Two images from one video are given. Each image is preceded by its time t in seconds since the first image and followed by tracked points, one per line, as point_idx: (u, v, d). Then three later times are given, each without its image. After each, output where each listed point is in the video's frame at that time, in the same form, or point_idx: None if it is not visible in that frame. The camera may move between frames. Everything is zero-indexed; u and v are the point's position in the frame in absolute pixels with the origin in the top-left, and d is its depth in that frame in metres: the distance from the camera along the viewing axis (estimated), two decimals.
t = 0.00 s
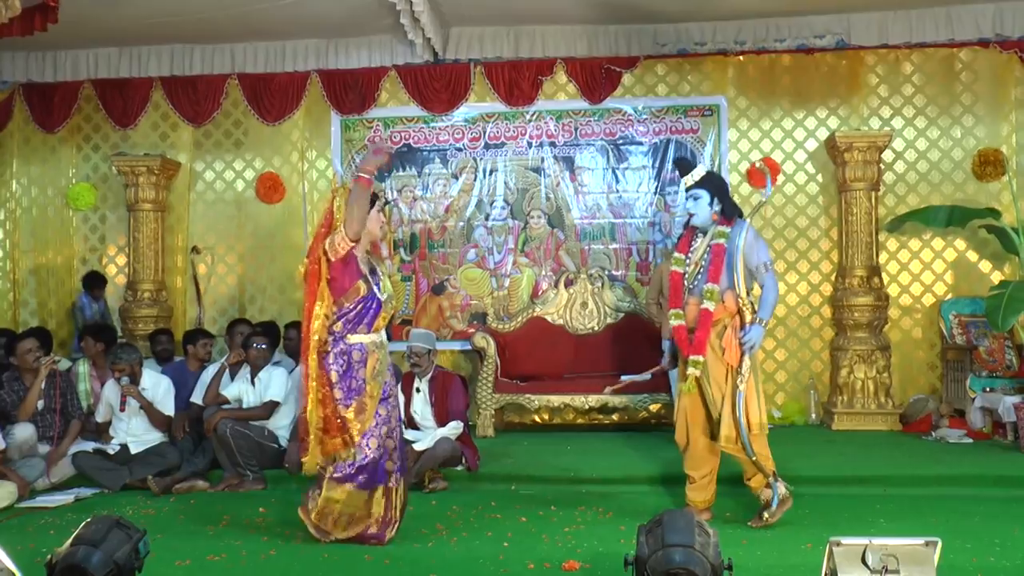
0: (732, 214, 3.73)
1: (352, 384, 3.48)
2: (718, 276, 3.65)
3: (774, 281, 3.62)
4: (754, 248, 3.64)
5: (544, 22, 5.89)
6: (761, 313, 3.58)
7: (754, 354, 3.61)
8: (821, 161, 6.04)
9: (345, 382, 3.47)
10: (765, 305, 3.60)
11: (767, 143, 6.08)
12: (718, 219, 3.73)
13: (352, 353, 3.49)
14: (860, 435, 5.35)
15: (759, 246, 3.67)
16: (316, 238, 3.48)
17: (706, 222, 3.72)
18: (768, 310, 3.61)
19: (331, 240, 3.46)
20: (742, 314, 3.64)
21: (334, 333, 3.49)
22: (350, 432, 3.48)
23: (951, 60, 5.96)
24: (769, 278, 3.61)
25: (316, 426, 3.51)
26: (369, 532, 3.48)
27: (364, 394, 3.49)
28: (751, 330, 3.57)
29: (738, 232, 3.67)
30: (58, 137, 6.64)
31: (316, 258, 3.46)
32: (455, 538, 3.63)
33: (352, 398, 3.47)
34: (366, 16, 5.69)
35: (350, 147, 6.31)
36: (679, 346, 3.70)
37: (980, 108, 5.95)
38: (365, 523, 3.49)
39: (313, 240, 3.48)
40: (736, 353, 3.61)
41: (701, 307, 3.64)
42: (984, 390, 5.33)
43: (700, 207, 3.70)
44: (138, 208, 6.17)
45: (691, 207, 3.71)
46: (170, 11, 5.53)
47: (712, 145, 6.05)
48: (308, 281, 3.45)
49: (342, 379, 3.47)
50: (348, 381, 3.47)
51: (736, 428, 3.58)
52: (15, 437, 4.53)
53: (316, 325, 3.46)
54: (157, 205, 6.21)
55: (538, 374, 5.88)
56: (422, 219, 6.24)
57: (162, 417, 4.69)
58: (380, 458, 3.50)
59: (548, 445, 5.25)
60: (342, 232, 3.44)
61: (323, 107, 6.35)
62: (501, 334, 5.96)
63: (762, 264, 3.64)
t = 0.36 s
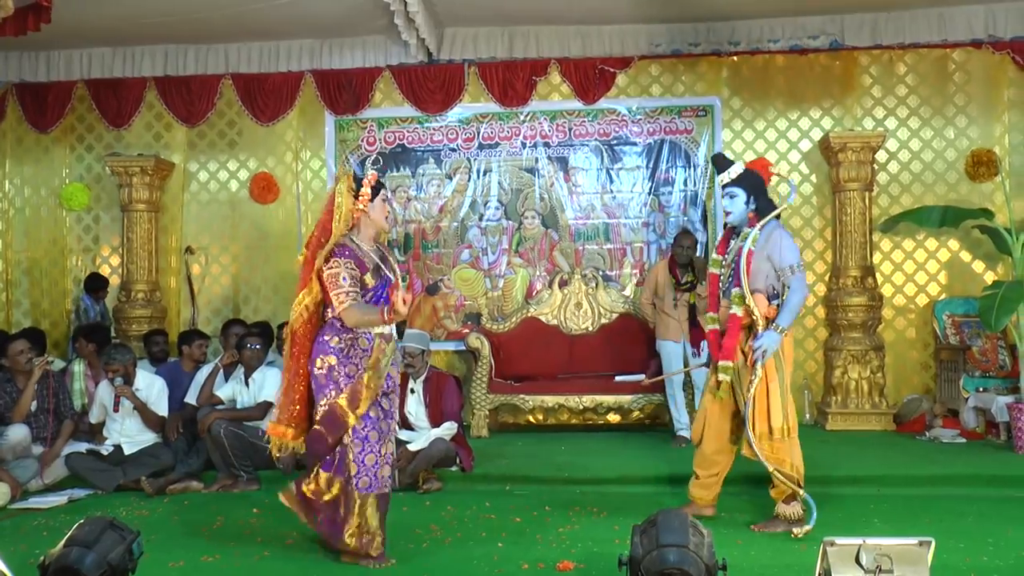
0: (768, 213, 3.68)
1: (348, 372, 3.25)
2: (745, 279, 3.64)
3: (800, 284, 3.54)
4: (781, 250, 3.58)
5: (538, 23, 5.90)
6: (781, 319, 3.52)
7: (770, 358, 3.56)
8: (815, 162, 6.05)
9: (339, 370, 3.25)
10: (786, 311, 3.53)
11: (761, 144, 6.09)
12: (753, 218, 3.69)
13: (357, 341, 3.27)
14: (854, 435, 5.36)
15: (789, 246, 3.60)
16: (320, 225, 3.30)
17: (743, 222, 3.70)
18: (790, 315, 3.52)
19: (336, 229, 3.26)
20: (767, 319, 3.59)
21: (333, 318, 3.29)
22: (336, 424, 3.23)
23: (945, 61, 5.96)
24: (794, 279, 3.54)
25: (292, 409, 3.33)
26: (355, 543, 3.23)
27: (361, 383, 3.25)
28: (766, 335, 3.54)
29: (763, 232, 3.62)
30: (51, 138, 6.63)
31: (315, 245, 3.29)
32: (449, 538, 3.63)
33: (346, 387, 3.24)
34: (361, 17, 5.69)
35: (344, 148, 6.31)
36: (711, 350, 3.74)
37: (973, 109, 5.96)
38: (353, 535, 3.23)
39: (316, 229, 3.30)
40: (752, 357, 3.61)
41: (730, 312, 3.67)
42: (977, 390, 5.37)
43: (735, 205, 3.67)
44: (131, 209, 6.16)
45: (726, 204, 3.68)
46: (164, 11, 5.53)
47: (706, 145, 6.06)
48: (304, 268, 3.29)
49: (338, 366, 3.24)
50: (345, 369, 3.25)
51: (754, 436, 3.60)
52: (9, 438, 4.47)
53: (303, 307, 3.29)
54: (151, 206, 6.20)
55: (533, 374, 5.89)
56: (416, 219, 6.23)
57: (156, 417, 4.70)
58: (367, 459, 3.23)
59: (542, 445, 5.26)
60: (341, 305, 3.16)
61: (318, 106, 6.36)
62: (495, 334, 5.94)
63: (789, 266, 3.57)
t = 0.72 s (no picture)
0: (810, 209, 3.58)
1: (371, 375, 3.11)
2: (781, 276, 3.56)
3: (837, 284, 3.44)
4: (818, 247, 3.49)
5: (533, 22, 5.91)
6: (819, 321, 3.44)
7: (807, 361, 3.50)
8: (811, 161, 6.05)
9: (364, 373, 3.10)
10: (824, 312, 3.44)
11: (757, 143, 6.08)
12: (794, 214, 3.60)
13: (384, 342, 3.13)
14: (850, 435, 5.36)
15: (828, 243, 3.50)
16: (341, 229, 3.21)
17: (781, 217, 3.61)
18: (828, 317, 3.44)
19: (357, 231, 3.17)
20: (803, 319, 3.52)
21: (354, 320, 3.14)
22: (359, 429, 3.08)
23: (940, 61, 5.96)
24: (831, 278, 3.45)
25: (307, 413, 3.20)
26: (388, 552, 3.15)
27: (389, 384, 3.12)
28: (805, 338, 3.45)
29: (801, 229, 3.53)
30: (46, 137, 6.61)
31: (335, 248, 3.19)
32: (445, 538, 3.63)
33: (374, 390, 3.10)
34: (356, 16, 5.69)
35: (340, 147, 6.29)
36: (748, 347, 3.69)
37: (969, 109, 5.96)
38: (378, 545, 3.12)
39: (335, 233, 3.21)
40: (786, 357, 3.56)
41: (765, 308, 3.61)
42: (972, 389, 5.39)
43: (777, 201, 3.58)
44: (127, 208, 6.14)
45: (768, 200, 3.60)
46: (160, 10, 5.52)
47: (702, 145, 6.06)
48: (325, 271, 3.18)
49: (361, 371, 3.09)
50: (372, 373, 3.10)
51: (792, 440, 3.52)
52: (3, 437, 4.50)
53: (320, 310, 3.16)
54: (147, 205, 6.19)
55: (528, 374, 5.82)
56: (412, 219, 6.23)
57: (152, 417, 4.71)
58: (393, 464, 3.11)
59: (538, 445, 5.25)
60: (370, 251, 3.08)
61: (313, 107, 6.32)
62: (490, 334, 5.92)
63: (826, 264, 3.48)
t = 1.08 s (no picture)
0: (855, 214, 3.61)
1: (420, 361, 3.36)
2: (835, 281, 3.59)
3: (891, 283, 3.49)
4: (869, 250, 3.54)
5: (532, 22, 5.92)
6: (873, 315, 3.48)
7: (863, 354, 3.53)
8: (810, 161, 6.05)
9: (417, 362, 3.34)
10: (878, 308, 3.49)
11: (755, 143, 6.08)
12: (840, 220, 3.64)
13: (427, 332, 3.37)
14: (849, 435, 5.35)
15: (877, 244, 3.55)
16: (373, 219, 3.31)
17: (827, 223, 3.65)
18: (882, 311, 3.49)
19: (394, 222, 3.29)
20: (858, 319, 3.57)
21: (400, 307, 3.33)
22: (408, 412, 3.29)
23: (939, 60, 5.97)
24: (884, 278, 3.50)
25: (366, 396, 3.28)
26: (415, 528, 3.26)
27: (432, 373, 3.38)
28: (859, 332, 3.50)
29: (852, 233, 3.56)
30: (45, 136, 6.61)
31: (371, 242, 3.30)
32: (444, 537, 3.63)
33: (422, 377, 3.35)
34: (355, 16, 5.70)
35: (339, 147, 6.29)
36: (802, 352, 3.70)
37: (968, 109, 5.96)
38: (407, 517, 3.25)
39: (368, 224, 3.31)
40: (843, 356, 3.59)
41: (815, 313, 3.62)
42: (970, 388, 5.40)
43: (821, 207, 3.62)
44: (126, 208, 6.15)
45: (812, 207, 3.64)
46: (159, 9, 5.51)
47: (701, 145, 6.06)
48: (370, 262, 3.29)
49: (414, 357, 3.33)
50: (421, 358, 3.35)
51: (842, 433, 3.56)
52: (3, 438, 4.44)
53: (373, 298, 3.26)
54: (146, 205, 6.19)
55: (527, 374, 5.83)
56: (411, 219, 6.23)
57: (150, 416, 4.70)
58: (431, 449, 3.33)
59: (536, 445, 5.25)
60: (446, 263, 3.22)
61: (312, 106, 6.32)
62: (488, 334, 5.92)
63: (879, 265, 3.53)
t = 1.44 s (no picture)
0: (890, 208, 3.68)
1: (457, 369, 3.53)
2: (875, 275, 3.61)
3: (929, 277, 3.56)
4: (908, 244, 3.61)
5: (528, 22, 5.93)
6: (918, 312, 3.55)
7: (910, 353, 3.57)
8: (805, 161, 6.06)
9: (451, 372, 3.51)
10: (921, 305, 3.56)
11: (751, 143, 6.09)
12: (874, 213, 3.69)
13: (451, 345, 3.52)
14: (845, 435, 5.36)
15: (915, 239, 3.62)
16: (401, 228, 3.52)
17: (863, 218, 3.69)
18: (925, 309, 3.56)
19: (422, 231, 3.52)
20: (900, 313, 3.61)
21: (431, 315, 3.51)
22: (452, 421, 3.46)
23: (934, 61, 5.98)
24: (923, 274, 3.57)
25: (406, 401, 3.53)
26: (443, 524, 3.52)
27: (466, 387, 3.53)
28: (906, 330, 3.55)
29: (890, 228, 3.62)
30: (40, 137, 6.59)
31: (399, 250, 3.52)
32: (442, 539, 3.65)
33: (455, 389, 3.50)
34: (350, 17, 5.70)
35: (334, 148, 6.28)
36: (840, 348, 3.69)
37: (962, 109, 5.97)
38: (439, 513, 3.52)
39: (396, 231, 3.52)
40: (892, 353, 3.60)
41: (856, 307, 3.63)
42: (966, 389, 5.41)
43: (855, 202, 3.67)
44: (121, 209, 6.13)
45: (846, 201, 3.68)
46: (153, 10, 5.51)
47: (696, 145, 6.07)
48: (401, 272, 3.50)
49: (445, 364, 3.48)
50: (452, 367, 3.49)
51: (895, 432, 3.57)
52: None
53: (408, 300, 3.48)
54: (141, 206, 6.18)
55: (524, 374, 5.87)
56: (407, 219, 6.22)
57: (146, 416, 4.69)
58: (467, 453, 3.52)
59: (533, 445, 5.26)
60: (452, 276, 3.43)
61: (308, 107, 6.31)
62: (485, 334, 5.93)
63: (918, 259, 3.60)
